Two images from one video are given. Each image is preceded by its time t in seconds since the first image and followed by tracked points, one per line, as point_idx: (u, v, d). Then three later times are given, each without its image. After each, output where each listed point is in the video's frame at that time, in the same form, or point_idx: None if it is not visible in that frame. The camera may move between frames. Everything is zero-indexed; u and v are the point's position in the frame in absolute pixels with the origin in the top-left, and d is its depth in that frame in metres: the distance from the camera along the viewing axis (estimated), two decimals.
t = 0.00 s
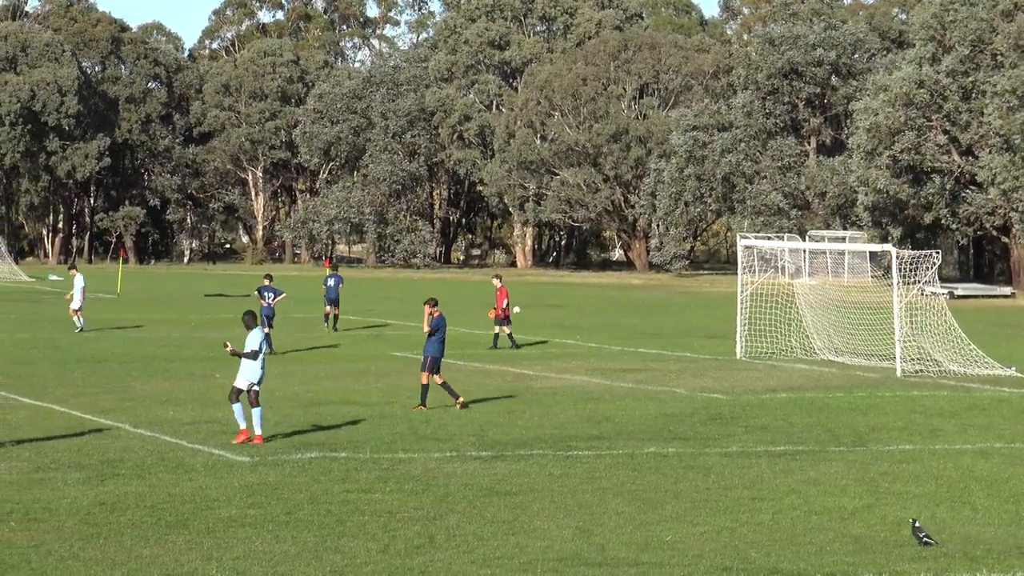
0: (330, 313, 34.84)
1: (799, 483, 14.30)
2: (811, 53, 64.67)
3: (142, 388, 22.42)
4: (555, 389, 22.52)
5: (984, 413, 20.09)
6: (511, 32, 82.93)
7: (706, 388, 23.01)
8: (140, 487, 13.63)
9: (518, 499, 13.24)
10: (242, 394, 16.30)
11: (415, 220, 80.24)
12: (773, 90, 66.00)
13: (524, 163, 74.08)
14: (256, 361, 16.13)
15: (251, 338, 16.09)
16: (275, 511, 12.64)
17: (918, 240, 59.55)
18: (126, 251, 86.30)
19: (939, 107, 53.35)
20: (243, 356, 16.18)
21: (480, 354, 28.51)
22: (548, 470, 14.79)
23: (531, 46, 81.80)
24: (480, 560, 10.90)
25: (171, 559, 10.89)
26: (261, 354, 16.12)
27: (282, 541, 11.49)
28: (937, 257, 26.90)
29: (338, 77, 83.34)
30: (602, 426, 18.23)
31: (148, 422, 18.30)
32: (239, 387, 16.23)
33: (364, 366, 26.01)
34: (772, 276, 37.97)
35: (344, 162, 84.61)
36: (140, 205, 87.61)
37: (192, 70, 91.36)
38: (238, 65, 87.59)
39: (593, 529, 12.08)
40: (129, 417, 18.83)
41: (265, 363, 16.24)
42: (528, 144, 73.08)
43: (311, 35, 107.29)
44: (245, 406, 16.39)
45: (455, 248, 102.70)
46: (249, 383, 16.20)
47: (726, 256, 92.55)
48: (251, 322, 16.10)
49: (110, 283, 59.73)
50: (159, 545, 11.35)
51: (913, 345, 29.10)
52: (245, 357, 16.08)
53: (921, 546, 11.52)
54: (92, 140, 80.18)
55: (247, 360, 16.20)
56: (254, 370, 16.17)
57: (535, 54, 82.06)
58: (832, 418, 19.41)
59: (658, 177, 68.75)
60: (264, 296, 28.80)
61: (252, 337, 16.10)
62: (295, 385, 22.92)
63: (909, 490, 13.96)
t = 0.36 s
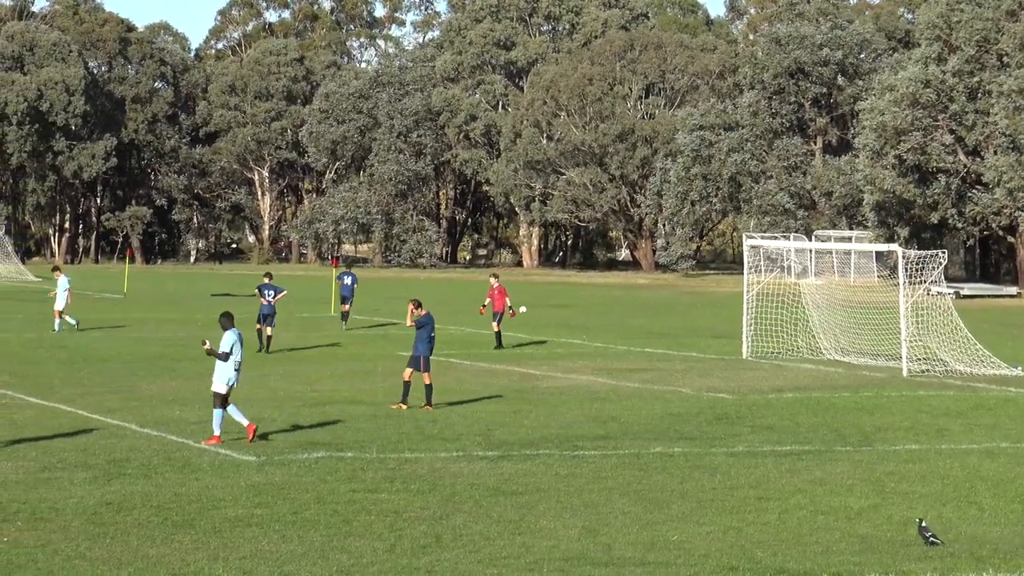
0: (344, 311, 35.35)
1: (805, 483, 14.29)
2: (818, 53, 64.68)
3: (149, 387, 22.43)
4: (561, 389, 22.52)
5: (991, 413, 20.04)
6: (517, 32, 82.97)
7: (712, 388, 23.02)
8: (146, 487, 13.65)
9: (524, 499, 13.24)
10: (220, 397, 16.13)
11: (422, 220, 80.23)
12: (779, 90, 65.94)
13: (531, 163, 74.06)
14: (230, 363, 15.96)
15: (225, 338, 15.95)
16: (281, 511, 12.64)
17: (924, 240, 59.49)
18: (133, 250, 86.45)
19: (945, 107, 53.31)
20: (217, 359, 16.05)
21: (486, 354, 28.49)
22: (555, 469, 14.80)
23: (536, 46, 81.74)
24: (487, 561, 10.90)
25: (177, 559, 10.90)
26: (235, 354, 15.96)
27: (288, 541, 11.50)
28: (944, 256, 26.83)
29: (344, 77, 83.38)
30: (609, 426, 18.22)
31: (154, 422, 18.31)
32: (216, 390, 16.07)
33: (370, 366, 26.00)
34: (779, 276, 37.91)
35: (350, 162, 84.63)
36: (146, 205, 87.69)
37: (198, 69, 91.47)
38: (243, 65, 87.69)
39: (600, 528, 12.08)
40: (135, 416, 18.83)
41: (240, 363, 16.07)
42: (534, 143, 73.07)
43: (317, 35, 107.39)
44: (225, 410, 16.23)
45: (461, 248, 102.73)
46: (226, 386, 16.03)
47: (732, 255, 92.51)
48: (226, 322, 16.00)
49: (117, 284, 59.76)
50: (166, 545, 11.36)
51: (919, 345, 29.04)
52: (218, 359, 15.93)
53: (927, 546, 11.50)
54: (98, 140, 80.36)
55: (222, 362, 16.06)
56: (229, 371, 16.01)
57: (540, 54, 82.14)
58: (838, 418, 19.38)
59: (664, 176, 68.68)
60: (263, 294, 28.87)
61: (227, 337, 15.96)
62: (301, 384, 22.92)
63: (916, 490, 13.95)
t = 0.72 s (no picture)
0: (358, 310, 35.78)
1: (810, 482, 14.28)
2: (824, 53, 64.74)
3: (155, 387, 22.44)
4: (567, 389, 22.50)
5: (996, 413, 20.00)
6: (523, 32, 83.01)
7: (718, 387, 22.97)
8: (152, 487, 13.66)
9: (530, 499, 13.23)
10: (203, 397, 16.15)
11: (428, 220, 80.08)
12: (784, 90, 65.93)
13: (537, 163, 74.05)
14: (208, 362, 15.96)
15: (201, 339, 15.93)
16: (286, 510, 12.64)
17: (930, 240, 59.43)
18: (139, 250, 86.54)
19: (950, 106, 53.29)
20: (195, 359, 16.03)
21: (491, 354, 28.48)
22: (561, 469, 14.78)
23: (542, 45, 81.80)
24: (493, 560, 10.90)
25: (183, 559, 10.91)
26: (212, 353, 15.94)
27: (293, 540, 11.51)
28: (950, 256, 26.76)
29: (350, 76, 83.40)
30: (614, 425, 18.20)
31: (160, 421, 18.30)
32: (199, 390, 16.09)
33: (375, 366, 25.98)
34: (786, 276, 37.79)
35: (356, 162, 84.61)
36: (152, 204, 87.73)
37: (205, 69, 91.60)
38: (248, 65, 87.80)
39: (605, 528, 12.07)
40: (141, 416, 18.82)
41: (219, 361, 16.07)
42: (541, 142, 73.05)
43: (323, 34, 107.44)
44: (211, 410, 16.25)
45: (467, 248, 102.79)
46: (210, 385, 16.05)
47: (738, 255, 92.39)
48: (203, 321, 15.97)
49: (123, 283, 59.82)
50: (171, 545, 11.36)
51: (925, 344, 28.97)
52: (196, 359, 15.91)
53: (932, 546, 11.48)
54: (104, 140, 80.63)
55: (202, 362, 16.05)
56: (209, 371, 16.02)
57: (545, 52, 82.16)
58: (844, 418, 19.34)
59: (670, 176, 68.60)
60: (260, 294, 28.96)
61: (203, 338, 15.94)
62: (306, 384, 22.91)
63: (921, 490, 13.92)
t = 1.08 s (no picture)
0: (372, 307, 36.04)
1: (816, 481, 14.26)
2: (829, 52, 64.82)
3: (160, 387, 22.42)
4: (573, 388, 22.46)
5: (1004, 413, 19.92)
6: (528, 31, 82.95)
7: (724, 387, 22.90)
8: (158, 487, 13.66)
9: (536, 498, 13.22)
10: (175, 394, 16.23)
11: (434, 220, 80.39)
12: (790, 89, 65.84)
13: (543, 162, 73.96)
14: (186, 361, 16.03)
15: (181, 338, 15.99)
16: (293, 510, 12.64)
17: (936, 239, 59.26)
18: (144, 250, 86.50)
19: (956, 106, 53.14)
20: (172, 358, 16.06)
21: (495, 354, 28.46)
22: (566, 469, 14.76)
23: (546, 44, 81.72)
24: (499, 560, 10.89)
25: (189, 558, 10.91)
26: (192, 352, 16.03)
27: (300, 540, 11.51)
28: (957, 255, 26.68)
29: (355, 76, 83.41)
30: (620, 425, 18.18)
31: (165, 421, 18.29)
32: (171, 387, 16.15)
33: (380, 366, 25.95)
34: (791, 275, 37.70)
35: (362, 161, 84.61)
36: (158, 204, 87.67)
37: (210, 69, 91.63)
38: (253, 64, 87.79)
39: (611, 528, 12.05)
40: (147, 416, 18.82)
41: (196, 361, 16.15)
42: (547, 141, 72.97)
43: (328, 34, 107.45)
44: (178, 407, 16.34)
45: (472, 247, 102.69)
46: (183, 383, 16.11)
47: (744, 254, 92.23)
48: (181, 320, 16.04)
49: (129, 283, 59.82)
50: (178, 544, 11.36)
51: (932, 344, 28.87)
52: (176, 358, 15.96)
53: (937, 545, 11.46)
54: (110, 139, 80.68)
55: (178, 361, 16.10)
56: (186, 369, 16.10)
57: (550, 51, 82.14)
58: (850, 417, 19.29)
59: (675, 176, 68.49)
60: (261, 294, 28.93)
61: (183, 337, 16.01)
62: (312, 384, 22.90)
63: (928, 489, 13.89)
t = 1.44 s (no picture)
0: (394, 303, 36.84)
1: (825, 480, 14.21)
2: (840, 50, 64.65)
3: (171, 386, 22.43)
4: (583, 387, 22.42)
5: (1014, 412, 19.83)
6: (537, 30, 82.90)
7: (734, 386, 22.78)
8: (167, 486, 13.67)
9: (546, 498, 13.20)
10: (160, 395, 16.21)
11: (445, 219, 80.27)
12: (801, 88, 65.80)
13: (553, 160, 73.86)
14: (170, 363, 15.99)
15: (164, 339, 15.93)
16: (302, 509, 12.65)
17: (947, 238, 59.04)
18: (155, 249, 86.55)
19: (967, 104, 52.96)
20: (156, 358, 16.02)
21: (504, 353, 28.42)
22: (576, 469, 14.69)
23: (556, 44, 81.69)
24: (509, 559, 10.87)
25: (199, 557, 10.91)
26: (174, 354, 15.97)
27: (310, 539, 11.51)
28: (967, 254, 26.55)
29: (365, 74, 83.55)
30: (630, 424, 18.14)
31: (175, 420, 18.30)
32: (156, 389, 16.13)
33: (390, 365, 25.93)
34: (801, 275, 37.56)
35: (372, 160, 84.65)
36: (168, 203, 87.79)
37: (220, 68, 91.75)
38: (262, 63, 87.87)
39: (621, 527, 12.02)
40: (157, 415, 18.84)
41: (179, 362, 16.10)
42: (557, 141, 72.90)
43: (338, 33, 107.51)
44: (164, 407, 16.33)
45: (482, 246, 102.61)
46: (167, 383, 16.08)
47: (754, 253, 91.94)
48: (165, 321, 15.98)
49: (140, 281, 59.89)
50: (188, 544, 11.35)
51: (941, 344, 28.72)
52: (158, 359, 15.92)
53: (947, 545, 11.41)
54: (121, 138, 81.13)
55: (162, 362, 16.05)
56: (170, 370, 16.06)
57: (559, 50, 82.09)
58: (860, 417, 19.22)
59: (685, 175, 68.38)
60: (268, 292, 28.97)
61: (166, 338, 15.95)
62: (322, 383, 22.89)
63: (938, 488, 13.83)
